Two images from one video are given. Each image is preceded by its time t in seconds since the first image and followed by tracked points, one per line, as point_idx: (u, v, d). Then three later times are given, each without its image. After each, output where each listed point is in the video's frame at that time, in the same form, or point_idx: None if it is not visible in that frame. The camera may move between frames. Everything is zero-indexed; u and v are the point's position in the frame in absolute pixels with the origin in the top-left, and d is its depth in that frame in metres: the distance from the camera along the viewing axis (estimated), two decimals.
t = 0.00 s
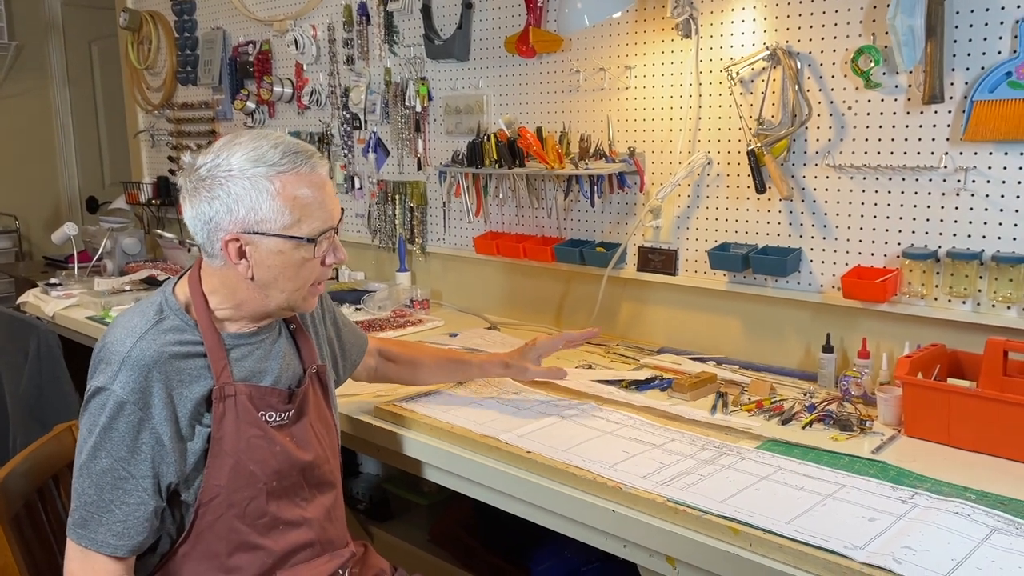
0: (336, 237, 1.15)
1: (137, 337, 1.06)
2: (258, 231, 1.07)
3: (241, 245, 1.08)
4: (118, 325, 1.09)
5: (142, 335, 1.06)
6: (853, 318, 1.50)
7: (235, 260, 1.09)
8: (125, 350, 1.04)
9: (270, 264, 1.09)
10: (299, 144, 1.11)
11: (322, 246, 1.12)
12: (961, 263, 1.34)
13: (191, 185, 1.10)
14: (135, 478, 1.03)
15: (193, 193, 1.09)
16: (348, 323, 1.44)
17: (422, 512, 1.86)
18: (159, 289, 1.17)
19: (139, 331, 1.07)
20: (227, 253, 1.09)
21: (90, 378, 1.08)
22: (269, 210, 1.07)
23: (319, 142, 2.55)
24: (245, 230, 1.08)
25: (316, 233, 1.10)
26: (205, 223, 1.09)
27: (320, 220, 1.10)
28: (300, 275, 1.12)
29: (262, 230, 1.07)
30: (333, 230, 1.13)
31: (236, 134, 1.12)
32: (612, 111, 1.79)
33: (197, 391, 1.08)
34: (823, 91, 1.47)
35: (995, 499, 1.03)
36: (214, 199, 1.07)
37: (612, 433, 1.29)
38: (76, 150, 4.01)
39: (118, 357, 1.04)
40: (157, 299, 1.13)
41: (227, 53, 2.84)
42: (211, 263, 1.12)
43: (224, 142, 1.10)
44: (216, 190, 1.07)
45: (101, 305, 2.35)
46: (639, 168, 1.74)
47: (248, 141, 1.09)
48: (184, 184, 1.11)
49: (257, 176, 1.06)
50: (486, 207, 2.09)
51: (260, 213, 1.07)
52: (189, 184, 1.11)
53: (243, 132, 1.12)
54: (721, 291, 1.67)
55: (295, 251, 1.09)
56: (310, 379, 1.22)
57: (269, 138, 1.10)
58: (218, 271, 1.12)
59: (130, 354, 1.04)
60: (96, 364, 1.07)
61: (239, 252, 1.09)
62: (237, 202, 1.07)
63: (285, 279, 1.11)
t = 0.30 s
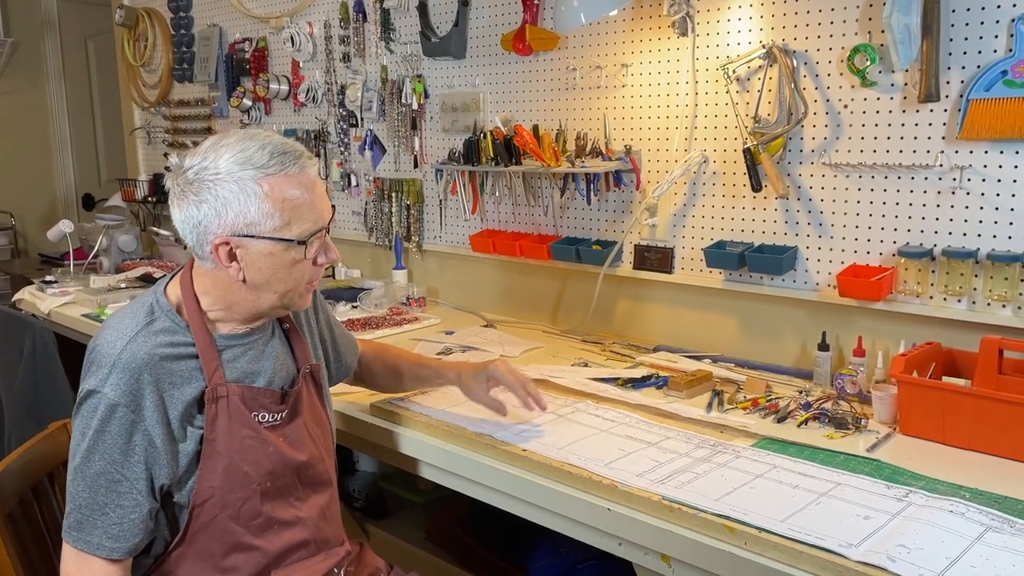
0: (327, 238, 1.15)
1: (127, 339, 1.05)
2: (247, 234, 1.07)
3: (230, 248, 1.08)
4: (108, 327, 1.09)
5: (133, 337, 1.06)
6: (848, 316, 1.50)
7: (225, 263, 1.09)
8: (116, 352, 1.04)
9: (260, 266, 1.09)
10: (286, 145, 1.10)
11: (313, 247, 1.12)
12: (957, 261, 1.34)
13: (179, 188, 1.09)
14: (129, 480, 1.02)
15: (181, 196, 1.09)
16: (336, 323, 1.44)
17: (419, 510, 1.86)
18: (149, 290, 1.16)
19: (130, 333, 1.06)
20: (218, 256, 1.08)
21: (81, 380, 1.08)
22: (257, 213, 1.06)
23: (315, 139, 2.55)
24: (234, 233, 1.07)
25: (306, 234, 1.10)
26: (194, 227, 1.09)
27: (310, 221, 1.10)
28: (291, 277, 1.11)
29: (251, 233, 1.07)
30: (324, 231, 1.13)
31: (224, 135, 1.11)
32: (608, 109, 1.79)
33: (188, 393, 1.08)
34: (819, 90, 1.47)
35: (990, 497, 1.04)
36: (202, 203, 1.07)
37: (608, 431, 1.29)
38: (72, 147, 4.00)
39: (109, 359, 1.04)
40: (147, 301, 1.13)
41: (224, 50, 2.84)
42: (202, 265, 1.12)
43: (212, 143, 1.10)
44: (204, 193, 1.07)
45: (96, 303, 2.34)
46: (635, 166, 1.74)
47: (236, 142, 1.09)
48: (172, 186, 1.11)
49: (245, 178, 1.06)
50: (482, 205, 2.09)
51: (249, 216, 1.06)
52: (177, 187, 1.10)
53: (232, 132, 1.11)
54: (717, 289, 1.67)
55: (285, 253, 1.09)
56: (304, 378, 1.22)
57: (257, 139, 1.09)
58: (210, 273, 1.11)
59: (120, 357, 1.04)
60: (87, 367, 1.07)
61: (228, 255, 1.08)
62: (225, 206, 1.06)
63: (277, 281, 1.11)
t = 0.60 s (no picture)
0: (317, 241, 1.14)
1: (118, 339, 1.05)
2: (235, 235, 1.07)
3: (218, 249, 1.08)
4: (99, 329, 1.08)
5: (124, 337, 1.05)
6: (847, 314, 1.50)
7: (213, 264, 1.09)
8: (108, 353, 1.04)
9: (247, 268, 1.08)
10: (277, 145, 1.09)
11: (303, 250, 1.11)
12: (955, 260, 1.34)
13: (168, 188, 1.09)
14: (129, 481, 1.02)
15: (170, 195, 1.09)
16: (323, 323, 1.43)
17: (417, 508, 1.86)
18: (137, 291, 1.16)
19: (121, 333, 1.06)
20: (205, 257, 1.08)
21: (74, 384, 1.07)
22: (245, 214, 1.06)
23: (313, 137, 2.54)
24: (221, 235, 1.07)
25: (295, 237, 1.09)
26: (182, 227, 1.09)
27: (298, 223, 1.09)
28: (279, 279, 1.11)
29: (238, 234, 1.07)
30: (313, 233, 1.12)
31: (215, 133, 1.11)
32: (606, 107, 1.79)
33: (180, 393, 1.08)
34: (818, 88, 1.47)
35: (988, 495, 1.04)
36: (189, 203, 1.07)
37: (607, 429, 1.29)
38: (70, 144, 3.98)
39: (102, 360, 1.03)
40: (137, 301, 1.12)
41: (221, 47, 2.83)
42: (193, 265, 1.12)
43: (203, 142, 1.10)
44: (191, 193, 1.07)
45: (93, 301, 2.33)
46: (633, 164, 1.73)
47: (226, 142, 1.08)
48: (161, 185, 1.11)
49: (233, 179, 1.06)
50: (480, 203, 2.09)
51: (236, 218, 1.06)
52: (167, 186, 1.10)
53: (227, 131, 1.11)
54: (716, 287, 1.67)
55: (272, 255, 1.08)
56: (297, 376, 1.22)
57: (250, 138, 1.09)
58: (200, 272, 1.12)
59: (112, 357, 1.03)
60: (79, 370, 1.06)
61: (216, 256, 1.08)
62: (211, 206, 1.06)
63: (265, 283, 1.10)
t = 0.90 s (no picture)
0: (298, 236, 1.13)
1: (112, 335, 1.04)
2: (213, 230, 1.06)
3: (195, 243, 1.07)
4: (82, 335, 1.07)
5: (117, 332, 1.05)
6: (841, 312, 1.51)
7: (192, 258, 1.08)
8: (106, 348, 1.03)
9: (226, 263, 1.08)
10: (259, 140, 1.09)
11: (282, 245, 1.11)
12: (948, 258, 1.34)
13: (148, 180, 1.09)
14: (183, 452, 1.00)
15: (150, 188, 1.08)
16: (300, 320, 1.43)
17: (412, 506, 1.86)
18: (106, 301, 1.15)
19: (112, 329, 1.06)
20: (184, 251, 1.08)
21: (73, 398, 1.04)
22: (222, 208, 1.05)
23: (309, 135, 2.54)
24: (200, 229, 1.07)
25: (274, 232, 1.09)
26: (162, 220, 1.08)
27: (276, 218, 1.08)
28: (258, 274, 1.10)
29: (216, 228, 1.06)
30: (292, 228, 1.11)
31: (199, 127, 1.11)
32: (601, 105, 1.79)
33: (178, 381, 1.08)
34: (812, 86, 1.47)
35: (980, 492, 1.04)
36: (169, 197, 1.07)
37: (601, 426, 1.29)
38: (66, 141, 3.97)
39: (103, 356, 1.02)
40: (116, 304, 1.12)
41: (217, 44, 2.83)
42: (173, 260, 1.11)
43: (183, 136, 1.09)
44: (171, 187, 1.07)
45: (89, 298, 2.33)
46: (629, 162, 1.74)
47: (208, 136, 1.08)
48: (142, 178, 1.11)
49: (212, 173, 1.05)
50: (476, 200, 2.09)
51: (215, 212, 1.05)
52: (147, 179, 1.10)
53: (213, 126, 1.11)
54: (712, 285, 1.67)
55: (250, 250, 1.08)
56: (284, 370, 1.25)
57: (234, 133, 1.08)
58: (180, 268, 1.11)
59: (112, 351, 1.03)
60: (78, 379, 1.04)
61: (195, 250, 1.08)
62: (190, 200, 1.06)
63: (244, 278, 1.10)
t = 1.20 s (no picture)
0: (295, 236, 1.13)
1: (121, 333, 1.04)
2: (210, 226, 1.06)
3: (193, 238, 1.07)
4: (88, 341, 1.06)
5: (127, 329, 1.05)
6: (840, 312, 1.51)
7: (189, 254, 1.08)
8: (118, 345, 1.03)
9: (221, 259, 1.08)
10: (259, 138, 1.09)
11: (278, 244, 1.10)
12: (949, 257, 1.34)
13: (148, 175, 1.09)
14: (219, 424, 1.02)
15: (150, 183, 1.08)
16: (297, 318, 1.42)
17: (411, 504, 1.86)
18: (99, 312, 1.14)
19: (121, 329, 1.05)
20: (181, 246, 1.08)
21: (89, 402, 1.04)
22: (221, 205, 1.05)
23: (309, 133, 2.54)
24: (197, 225, 1.06)
25: (270, 230, 1.08)
26: (160, 215, 1.08)
27: (273, 216, 1.08)
28: (253, 272, 1.10)
29: (214, 224, 1.06)
30: (290, 227, 1.11)
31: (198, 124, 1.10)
32: (602, 104, 1.79)
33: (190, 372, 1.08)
34: (813, 85, 1.47)
35: (980, 492, 1.04)
36: (168, 191, 1.06)
37: (601, 426, 1.29)
38: (65, 140, 3.96)
39: (118, 353, 1.02)
40: (115, 308, 1.11)
41: (217, 42, 2.83)
42: (172, 256, 1.11)
43: (183, 132, 1.09)
44: (169, 181, 1.06)
45: (88, 296, 2.33)
46: (629, 161, 1.74)
47: (208, 132, 1.07)
48: (141, 172, 1.11)
49: (210, 169, 1.05)
50: (476, 199, 2.09)
51: (212, 209, 1.05)
52: (147, 174, 1.10)
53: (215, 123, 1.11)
54: (712, 284, 1.67)
55: (248, 248, 1.07)
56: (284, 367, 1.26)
57: (234, 131, 1.08)
58: (178, 264, 1.11)
59: (125, 347, 1.03)
60: (93, 381, 1.03)
61: (192, 246, 1.07)
62: (188, 195, 1.05)
63: (240, 275, 1.10)
